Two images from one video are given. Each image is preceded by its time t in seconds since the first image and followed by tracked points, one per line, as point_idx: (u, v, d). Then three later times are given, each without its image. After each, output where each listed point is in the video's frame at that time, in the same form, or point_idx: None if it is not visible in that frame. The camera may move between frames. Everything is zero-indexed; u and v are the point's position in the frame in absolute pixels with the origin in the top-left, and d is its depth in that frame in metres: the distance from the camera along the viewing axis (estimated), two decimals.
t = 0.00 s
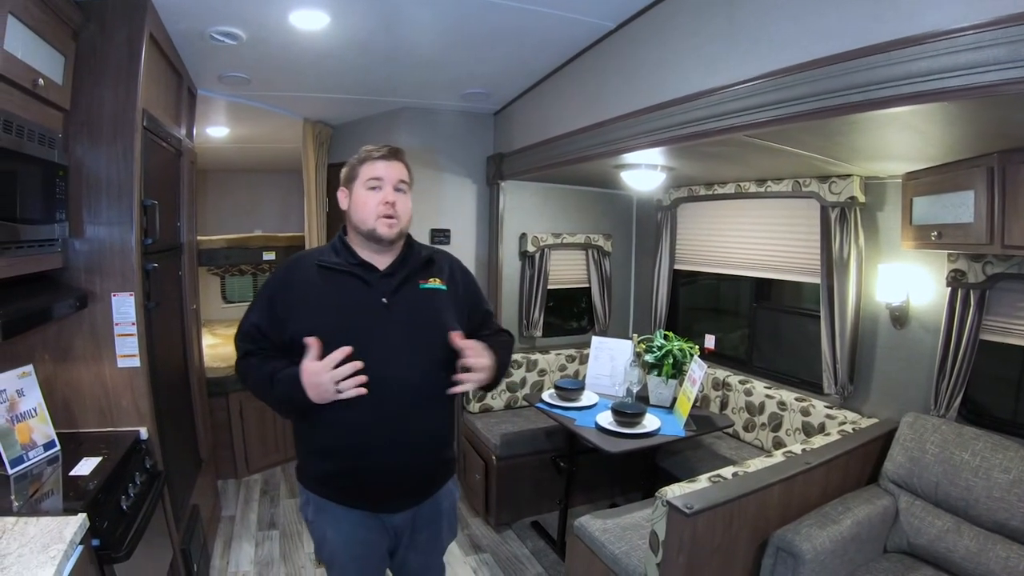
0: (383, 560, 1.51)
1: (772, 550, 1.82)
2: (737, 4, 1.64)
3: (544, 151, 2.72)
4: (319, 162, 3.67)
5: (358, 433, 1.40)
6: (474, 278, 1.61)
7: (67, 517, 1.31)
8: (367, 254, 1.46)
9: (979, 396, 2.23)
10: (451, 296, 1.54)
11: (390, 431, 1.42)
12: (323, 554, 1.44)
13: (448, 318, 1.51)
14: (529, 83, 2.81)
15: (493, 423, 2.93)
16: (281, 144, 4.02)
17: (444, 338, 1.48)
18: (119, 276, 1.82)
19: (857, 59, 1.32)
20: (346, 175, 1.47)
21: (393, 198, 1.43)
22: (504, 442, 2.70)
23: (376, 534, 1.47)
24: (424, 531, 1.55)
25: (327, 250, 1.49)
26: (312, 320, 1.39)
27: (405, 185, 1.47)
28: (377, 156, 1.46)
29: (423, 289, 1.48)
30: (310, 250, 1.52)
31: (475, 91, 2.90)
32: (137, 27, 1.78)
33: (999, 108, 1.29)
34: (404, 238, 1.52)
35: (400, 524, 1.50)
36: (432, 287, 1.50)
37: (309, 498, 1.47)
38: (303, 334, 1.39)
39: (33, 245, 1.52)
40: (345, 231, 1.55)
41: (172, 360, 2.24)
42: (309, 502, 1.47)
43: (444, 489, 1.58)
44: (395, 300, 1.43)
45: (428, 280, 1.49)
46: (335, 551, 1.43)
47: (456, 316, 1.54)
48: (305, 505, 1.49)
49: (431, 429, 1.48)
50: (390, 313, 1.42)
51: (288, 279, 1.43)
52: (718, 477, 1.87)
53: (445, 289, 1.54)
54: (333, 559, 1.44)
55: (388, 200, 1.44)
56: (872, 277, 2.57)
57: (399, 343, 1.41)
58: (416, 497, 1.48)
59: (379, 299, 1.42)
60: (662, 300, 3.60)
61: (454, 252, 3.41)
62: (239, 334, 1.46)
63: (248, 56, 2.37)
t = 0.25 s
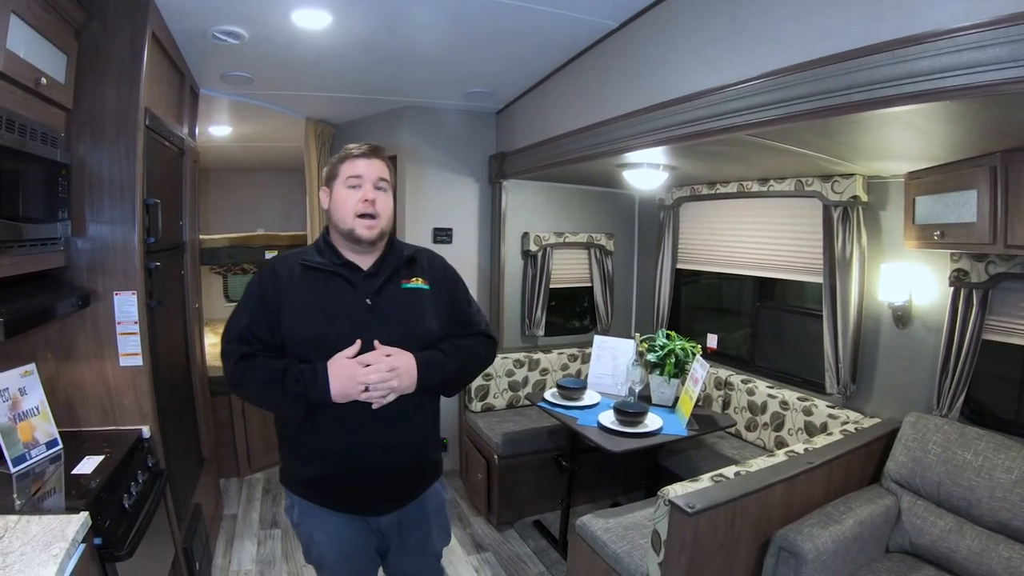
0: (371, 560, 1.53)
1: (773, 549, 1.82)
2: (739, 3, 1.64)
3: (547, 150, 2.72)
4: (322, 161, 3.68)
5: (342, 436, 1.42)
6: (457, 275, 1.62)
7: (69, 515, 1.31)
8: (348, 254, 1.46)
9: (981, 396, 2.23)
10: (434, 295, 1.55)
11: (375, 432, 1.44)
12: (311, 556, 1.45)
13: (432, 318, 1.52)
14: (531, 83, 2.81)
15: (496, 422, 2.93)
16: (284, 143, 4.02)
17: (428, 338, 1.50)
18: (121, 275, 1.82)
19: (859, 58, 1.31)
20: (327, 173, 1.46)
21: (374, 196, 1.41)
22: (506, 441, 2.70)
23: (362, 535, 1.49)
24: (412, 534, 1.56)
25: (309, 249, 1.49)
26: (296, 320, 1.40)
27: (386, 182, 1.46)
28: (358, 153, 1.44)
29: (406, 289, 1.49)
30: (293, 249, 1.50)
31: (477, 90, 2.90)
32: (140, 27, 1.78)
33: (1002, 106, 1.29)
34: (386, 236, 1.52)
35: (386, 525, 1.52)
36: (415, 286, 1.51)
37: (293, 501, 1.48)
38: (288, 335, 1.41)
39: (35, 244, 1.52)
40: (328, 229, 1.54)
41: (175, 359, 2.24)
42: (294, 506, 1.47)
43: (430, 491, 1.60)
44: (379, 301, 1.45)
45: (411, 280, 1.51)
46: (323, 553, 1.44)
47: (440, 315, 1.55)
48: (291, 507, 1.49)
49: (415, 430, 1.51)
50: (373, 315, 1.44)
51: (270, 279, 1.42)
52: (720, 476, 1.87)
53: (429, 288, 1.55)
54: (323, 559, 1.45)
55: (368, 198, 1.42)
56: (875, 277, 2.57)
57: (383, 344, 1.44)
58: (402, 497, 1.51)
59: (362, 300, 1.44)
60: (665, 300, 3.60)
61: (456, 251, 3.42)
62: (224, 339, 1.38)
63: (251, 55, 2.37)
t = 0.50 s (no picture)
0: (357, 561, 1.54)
1: (776, 550, 1.81)
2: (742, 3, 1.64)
3: (550, 150, 2.72)
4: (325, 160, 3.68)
5: (323, 444, 1.43)
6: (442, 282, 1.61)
7: (72, 514, 1.32)
8: (328, 260, 1.46)
9: (985, 396, 2.22)
10: (417, 303, 1.55)
11: (356, 442, 1.45)
12: (296, 557, 1.44)
13: (415, 326, 1.52)
14: (534, 82, 2.81)
15: (499, 422, 2.93)
16: (287, 142, 4.03)
17: (411, 347, 1.50)
18: (125, 273, 1.82)
19: (864, 58, 1.31)
20: (308, 178, 1.45)
21: (356, 203, 1.41)
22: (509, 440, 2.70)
23: (347, 536, 1.49)
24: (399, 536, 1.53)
25: (290, 256, 1.48)
26: (276, 330, 1.40)
27: (368, 188, 1.45)
28: (341, 159, 1.43)
29: (388, 298, 1.49)
30: (274, 256, 1.50)
31: (480, 90, 2.90)
32: (144, 25, 1.78)
33: (1007, 106, 1.28)
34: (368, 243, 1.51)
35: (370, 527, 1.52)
36: (397, 295, 1.50)
37: (275, 509, 1.48)
38: (269, 344, 1.41)
39: (39, 242, 1.52)
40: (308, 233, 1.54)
41: (178, 357, 2.24)
42: (276, 513, 1.48)
43: (415, 492, 1.59)
44: (360, 310, 1.45)
45: (393, 289, 1.50)
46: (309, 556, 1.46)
47: (423, 323, 1.55)
48: (273, 515, 1.49)
49: (398, 438, 1.51)
50: (355, 324, 1.44)
51: (250, 288, 1.42)
52: (723, 476, 1.87)
53: (412, 296, 1.54)
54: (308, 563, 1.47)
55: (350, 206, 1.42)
56: (878, 276, 2.57)
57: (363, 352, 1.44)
58: (383, 503, 1.51)
59: (344, 310, 1.43)
60: (668, 300, 3.60)
61: (459, 251, 3.42)
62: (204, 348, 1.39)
63: (255, 54, 2.38)
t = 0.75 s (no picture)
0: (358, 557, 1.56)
1: (778, 550, 1.80)
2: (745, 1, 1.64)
3: (552, 149, 2.72)
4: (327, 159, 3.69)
5: (318, 443, 1.43)
6: (430, 274, 1.63)
7: (74, 512, 1.32)
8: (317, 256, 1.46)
9: (988, 396, 2.22)
10: (407, 294, 1.56)
11: (353, 438, 1.45)
12: (299, 557, 1.47)
13: (406, 317, 1.53)
14: (536, 80, 2.80)
15: (501, 421, 2.93)
16: (290, 140, 4.04)
17: (403, 338, 1.51)
18: (127, 272, 1.82)
19: (867, 56, 1.31)
20: (295, 173, 1.44)
21: (344, 200, 1.41)
22: (511, 439, 2.69)
23: (347, 534, 1.51)
24: (398, 534, 1.57)
25: (279, 251, 1.48)
26: (268, 326, 1.40)
27: (356, 185, 1.45)
28: (329, 155, 1.42)
29: (379, 290, 1.50)
30: (262, 252, 1.50)
31: (482, 88, 2.90)
32: (146, 24, 1.78)
33: (1011, 105, 1.28)
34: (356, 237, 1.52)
35: (369, 523, 1.54)
36: (387, 287, 1.51)
37: (275, 508, 1.48)
38: (262, 341, 1.41)
39: (40, 241, 1.52)
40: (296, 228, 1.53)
41: (180, 356, 2.25)
42: (276, 513, 1.48)
43: (412, 489, 1.60)
44: (352, 303, 1.45)
45: (383, 281, 1.51)
46: (312, 554, 1.46)
47: (414, 314, 1.56)
48: (273, 514, 1.50)
49: (393, 433, 1.52)
50: (347, 318, 1.44)
51: (239, 285, 1.42)
52: (725, 475, 1.86)
53: (401, 287, 1.55)
54: (311, 561, 1.47)
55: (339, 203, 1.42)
56: (881, 275, 2.56)
57: (357, 345, 1.44)
58: (382, 500, 1.52)
59: (335, 304, 1.44)
60: (670, 299, 3.60)
61: (462, 250, 3.43)
62: (195, 347, 1.39)
63: (257, 52, 2.38)
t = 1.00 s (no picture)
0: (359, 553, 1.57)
1: (779, 550, 1.80)
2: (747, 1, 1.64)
3: (554, 148, 2.72)
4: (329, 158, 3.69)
5: (316, 444, 1.43)
6: (423, 274, 1.64)
7: (76, 511, 1.32)
8: (311, 258, 1.46)
9: (990, 396, 2.21)
10: (401, 295, 1.57)
11: (352, 438, 1.45)
12: (299, 556, 1.49)
13: (401, 318, 1.53)
14: (538, 80, 2.80)
15: (503, 420, 2.93)
16: (292, 139, 4.04)
17: (398, 339, 1.51)
18: (129, 271, 1.82)
19: (869, 56, 1.31)
20: (288, 176, 1.44)
21: (337, 201, 1.41)
22: (513, 438, 2.69)
23: (347, 533, 1.51)
24: (398, 531, 1.57)
25: (272, 254, 1.48)
26: (263, 329, 1.41)
27: (349, 185, 1.45)
28: (320, 156, 1.42)
29: (373, 291, 1.50)
30: (255, 256, 1.50)
31: (484, 87, 2.90)
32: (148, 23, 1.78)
33: (1013, 105, 1.28)
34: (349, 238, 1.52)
35: (369, 522, 1.54)
36: (382, 287, 1.51)
37: (275, 507, 1.49)
38: (257, 344, 1.41)
39: (43, 240, 1.52)
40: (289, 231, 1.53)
41: (182, 355, 2.25)
42: (276, 512, 1.49)
43: (412, 487, 1.60)
44: (346, 304, 1.45)
45: (377, 282, 1.51)
46: (312, 552, 1.48)
47: (408, 314, 1.57)
48: (273, 513, 1.51)
49: (391, 432, 1.52)
50: (342, 319, 1.44)
51: (233, 289, 1.43)
52: (727, 475, 1.86)
53: (395, 288, 1.56)
54: (311, 559, 1.49)
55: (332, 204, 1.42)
56: (883, 275, 2.56)
57: (352, 345, 1.45)
58: (381, 499, 1.52)
59: (329, 305, 1.44)
60: (672, 298, 3.60)
61: (463, 249, 3.43)
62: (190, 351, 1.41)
63: (260, 51, 2.38)
